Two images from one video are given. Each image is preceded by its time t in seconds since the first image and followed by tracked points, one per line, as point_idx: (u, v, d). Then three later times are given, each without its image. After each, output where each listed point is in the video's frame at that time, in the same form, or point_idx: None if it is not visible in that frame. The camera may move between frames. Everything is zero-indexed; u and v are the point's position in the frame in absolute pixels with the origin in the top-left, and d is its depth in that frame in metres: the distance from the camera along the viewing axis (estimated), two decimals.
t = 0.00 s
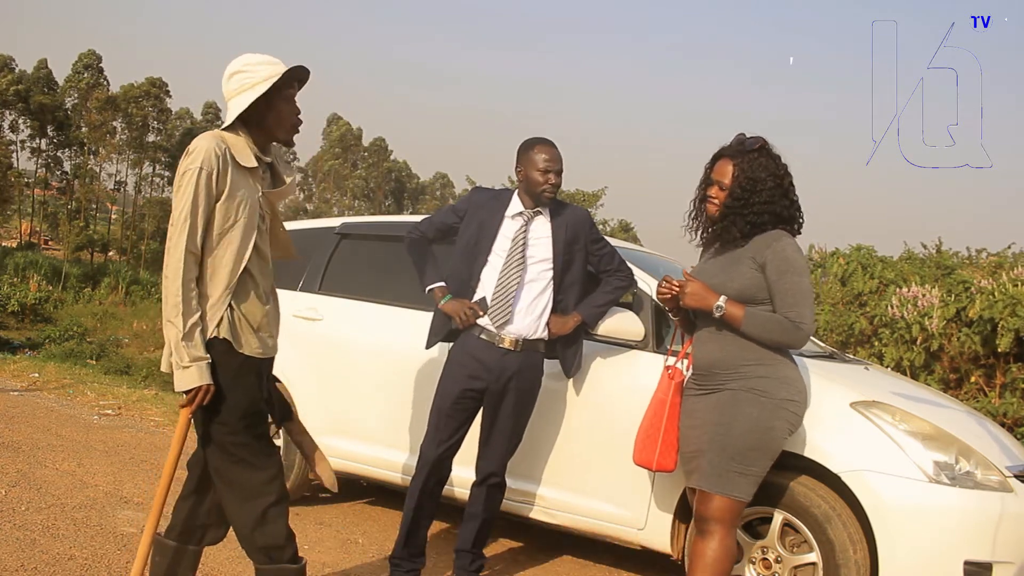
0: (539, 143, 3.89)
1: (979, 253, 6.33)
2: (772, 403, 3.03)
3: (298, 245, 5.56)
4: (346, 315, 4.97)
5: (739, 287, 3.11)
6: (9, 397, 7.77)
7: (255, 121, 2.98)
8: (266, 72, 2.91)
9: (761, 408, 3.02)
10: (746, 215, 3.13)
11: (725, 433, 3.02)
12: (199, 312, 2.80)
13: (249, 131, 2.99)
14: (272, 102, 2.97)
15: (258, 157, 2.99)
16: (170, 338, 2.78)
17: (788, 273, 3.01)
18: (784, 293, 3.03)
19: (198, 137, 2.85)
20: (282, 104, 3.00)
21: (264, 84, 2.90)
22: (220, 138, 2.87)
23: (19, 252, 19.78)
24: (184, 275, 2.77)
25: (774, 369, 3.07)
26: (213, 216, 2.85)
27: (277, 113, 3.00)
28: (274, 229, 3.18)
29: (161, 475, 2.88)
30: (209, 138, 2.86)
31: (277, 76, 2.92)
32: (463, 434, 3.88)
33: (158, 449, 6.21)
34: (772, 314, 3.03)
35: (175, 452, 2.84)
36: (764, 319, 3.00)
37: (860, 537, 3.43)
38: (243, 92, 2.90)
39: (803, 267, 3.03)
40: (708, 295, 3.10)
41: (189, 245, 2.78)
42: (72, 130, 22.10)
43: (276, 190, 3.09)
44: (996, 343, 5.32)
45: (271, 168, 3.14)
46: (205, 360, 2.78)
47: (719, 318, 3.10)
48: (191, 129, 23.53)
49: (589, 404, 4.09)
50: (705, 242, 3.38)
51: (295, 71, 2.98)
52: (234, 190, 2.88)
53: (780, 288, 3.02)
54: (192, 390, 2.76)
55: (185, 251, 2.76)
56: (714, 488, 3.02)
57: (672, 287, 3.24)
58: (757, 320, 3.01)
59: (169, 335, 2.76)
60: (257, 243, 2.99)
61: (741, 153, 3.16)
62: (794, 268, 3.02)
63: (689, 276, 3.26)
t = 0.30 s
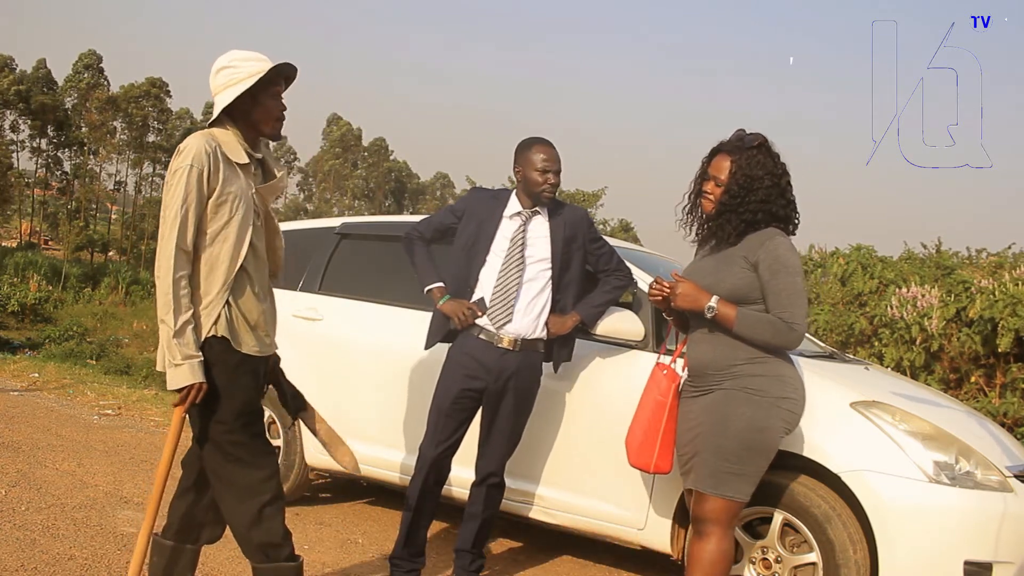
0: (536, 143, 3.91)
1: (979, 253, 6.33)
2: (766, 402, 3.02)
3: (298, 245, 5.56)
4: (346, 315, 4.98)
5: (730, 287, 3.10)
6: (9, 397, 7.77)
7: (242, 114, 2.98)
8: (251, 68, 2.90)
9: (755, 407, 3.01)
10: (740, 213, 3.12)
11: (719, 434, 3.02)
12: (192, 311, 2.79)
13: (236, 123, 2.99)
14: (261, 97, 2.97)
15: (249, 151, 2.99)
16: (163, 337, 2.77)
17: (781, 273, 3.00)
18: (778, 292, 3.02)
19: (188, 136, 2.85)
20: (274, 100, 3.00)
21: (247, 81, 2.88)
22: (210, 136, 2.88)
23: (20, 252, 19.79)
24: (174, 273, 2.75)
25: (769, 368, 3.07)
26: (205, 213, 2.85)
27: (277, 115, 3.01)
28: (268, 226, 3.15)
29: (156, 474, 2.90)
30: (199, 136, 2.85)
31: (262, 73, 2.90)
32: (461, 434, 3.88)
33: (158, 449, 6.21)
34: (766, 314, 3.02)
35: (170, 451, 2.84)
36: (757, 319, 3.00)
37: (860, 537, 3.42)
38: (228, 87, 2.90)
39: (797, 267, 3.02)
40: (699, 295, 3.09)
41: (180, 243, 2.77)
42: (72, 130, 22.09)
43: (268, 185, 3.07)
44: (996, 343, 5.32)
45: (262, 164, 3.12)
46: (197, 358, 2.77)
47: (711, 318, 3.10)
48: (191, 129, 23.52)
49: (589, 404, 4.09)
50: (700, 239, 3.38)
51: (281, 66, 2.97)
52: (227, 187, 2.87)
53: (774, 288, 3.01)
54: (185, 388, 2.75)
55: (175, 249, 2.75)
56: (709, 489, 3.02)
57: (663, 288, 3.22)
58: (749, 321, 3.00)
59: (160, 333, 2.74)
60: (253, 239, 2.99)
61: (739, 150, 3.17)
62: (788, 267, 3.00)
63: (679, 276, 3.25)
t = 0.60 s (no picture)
0: (534, 143, 3.91)
1: (979, 253, 6.34)
2: (757, 403, 3.00)
3: (299, 245, 5.56)
4: (346, 315, 4.98)
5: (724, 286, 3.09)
6: (9, 397, 7.77)
7: (237, 118, 2.96)
8: (251, 73, 2.90)
9: (745, 408, 2.99)
10: (738, 210, 3.11)
11: (708, 436, 3.00)
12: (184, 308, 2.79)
13: (230, 126, 2.98)
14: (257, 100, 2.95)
15: (240, 151, 2.98)
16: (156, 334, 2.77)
17: (776, 273, 2.99)
18: (772, 293, 3.01)
19: (179, 135, 2.85)
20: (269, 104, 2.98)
21: (247, 86, 2.88)
22: (199, 135, 2.87)
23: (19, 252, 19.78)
24: (162, 270, 2.75)
25: (762, 368, 3.05)
26: (195, 210, 2.85)
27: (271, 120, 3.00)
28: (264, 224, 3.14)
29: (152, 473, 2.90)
30: (189, 135, 2.85)
31: (263, 78, 2.90)
32: (460, 434, 3.88)
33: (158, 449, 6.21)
34: (758, 314, 3.01)
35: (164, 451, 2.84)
36: (748, 319, 2.99)
37: (860, 537, 3.42)
38: (227, 90, 2.89)
39: (792, 267, 3.00)
40: (690, 293, 3.09)
41: (169, 240, 2.76)
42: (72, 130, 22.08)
43: (260, 182, 3.06)
44: (996, 343, 5.32)
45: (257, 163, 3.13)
46: (188, 355, 2.76)
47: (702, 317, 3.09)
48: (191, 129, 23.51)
49: (588, 404, 4.09)
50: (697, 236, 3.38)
51: (282, 74, 2.98)
52: (218, 185, 2.87)
53: (768, 289, 3.00)
54: (175, 385, 2.74)
55: (164, 246, 2.75)
56: (703, 492, 3.00)
57: (655, 286, 3.21)
58: (741, 321, 2.99)
59: (152, 330, 2.75)
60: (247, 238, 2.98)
61: (739, 145, 3.15)
62: (783, 268, 2.99)
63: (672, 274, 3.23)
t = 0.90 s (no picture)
0: (531, 143, 3.92)
1: (979, 253, 6.34)
2: (757, 407, 2.96)
3: (299, 245, 5.56)
4: (346, 315, 4.98)
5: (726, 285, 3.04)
6: (9, 397, 7.78)
7: (234, 118, 2.96)
8: (250, 76, 2.88)
9: (745, 413, 2.95)
10: (741, 203, 3.07)
11: (707, 440, 2.96)
12: (178, 307, 2.79)
13: (227, 124, 2.97)
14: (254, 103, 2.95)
15: (238, 151, 2.97)
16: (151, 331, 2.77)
17: (781, 272, 2.94)
18: (776, 292, 2.95)
19: (177, 134, 2.85)
20: (268, 109, 2.98)
21: (244, 88, 2.87)
22: (197, 135, 2.87)
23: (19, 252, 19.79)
24: (156, 269, 2.75)
25: (761, 371, 3.00)
26: (191, 209, 2.85)
27: (268, 124, 3.00)
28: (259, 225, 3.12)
29: (149, 473, 2.90)
30: (187, 135, 2.85)
31: (264, 82, 2.89)
32: (459, 434, 3.88)
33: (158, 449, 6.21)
34: (762, 314, 2.96)
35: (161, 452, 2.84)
36: (751, 320, 2.93)
37: (860, 537, 3.42)
38: (224, 89, 2.89)
39: (797, 267, 2.95)
40: (694, 292, 3.03)
41: (164, 239, 2.76)
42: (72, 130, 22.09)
43: (258, 182, 3.05)
44: (996, 343, 5.32)
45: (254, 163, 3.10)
46: (185, 353, 2.76)
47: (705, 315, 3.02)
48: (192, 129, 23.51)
49: (588, 404, 4.09)
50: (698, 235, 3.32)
51: (282, 81, 2.96)
52: (214, 186, 2.87)
53: (772, 289, 2.94)
54: (172, 383, 2.74)
55: (158, 244, 2.75)
56: (701, 496, 2.97)
57: (655, 284, 3.16)
58: (744, 321, 2.93)
59: (146, 328, 2.75)
60: (244, 239, 2.98)
61: (738, 137, 3.12)
62: (787, 267, 2.94)
63: (673, 272, 3.18)
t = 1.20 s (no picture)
0: (530, 143, 3.91)
1: (979, 253, 6.34)
2: (759, 412, 2.90)
3: (299, 245, 5.56)
4: (346, 315, 4.98)
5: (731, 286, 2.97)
6: (9, 397, 7.77)
7: (232, 116, 2.96)
8: (250, 75, 2.88)
9: (746, 418, 2.90)
10: (741, 200, 3.03)
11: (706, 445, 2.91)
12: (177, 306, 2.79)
13: (225, 123, 2.97)
14: (253, 102, 2.94)
15: (238, 151, 2.97)
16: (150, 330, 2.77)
17: (789, 274, 2.89)
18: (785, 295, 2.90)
19: (176, 135, 2.85)
20: (267, 107, 2.98)
21: (244, 87, 2.87)
22: (197, 135, 2.87)
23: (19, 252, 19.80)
24: (155, 270, 2.75)
25: (764, 376, 2.94)
26: (190, 209, 2.85)
27: (266, 124, 3.00)
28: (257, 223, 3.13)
29: (149, 473, 2.90)
30: (186, 135, 2.85)
31: (263, 82, 2.89)
32: (458, 433, 3.88)
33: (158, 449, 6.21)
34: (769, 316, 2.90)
35: (159, 451, 2.84)
36: (761, 322, 2.87)
37: (860, 537, 3.42)
38: (223, 88, 2.89)
39: (804, 267, 2.91)
40: (702, 294, 2.93)
41: (163, 240, 2.76)
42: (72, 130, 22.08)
43: (258, 183, 3.06)
44: (996, 343, 5.32)
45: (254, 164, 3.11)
46: (184, 353, 2.76)
47: (713, 319, 2.94)
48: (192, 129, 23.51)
49: (588, 404, 4.09)
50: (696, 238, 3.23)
51: (280, 82, 2.96)
52: (213, 186, 2.87)
53: (781, 290, 2.89)
54: (172, 382, 2.74)
55: (157, 245, 2.75)
56: (699, 499, 2.93)
57: (661, 285, 3.06)
58: (754, 322, 2.87)
59: (146, 328, 2.75)
60: (243, 240, 2.98)
61: (733, 135, 3.08)
62: (795, 267, 2.90)
63: (678, 274, 3.09)
